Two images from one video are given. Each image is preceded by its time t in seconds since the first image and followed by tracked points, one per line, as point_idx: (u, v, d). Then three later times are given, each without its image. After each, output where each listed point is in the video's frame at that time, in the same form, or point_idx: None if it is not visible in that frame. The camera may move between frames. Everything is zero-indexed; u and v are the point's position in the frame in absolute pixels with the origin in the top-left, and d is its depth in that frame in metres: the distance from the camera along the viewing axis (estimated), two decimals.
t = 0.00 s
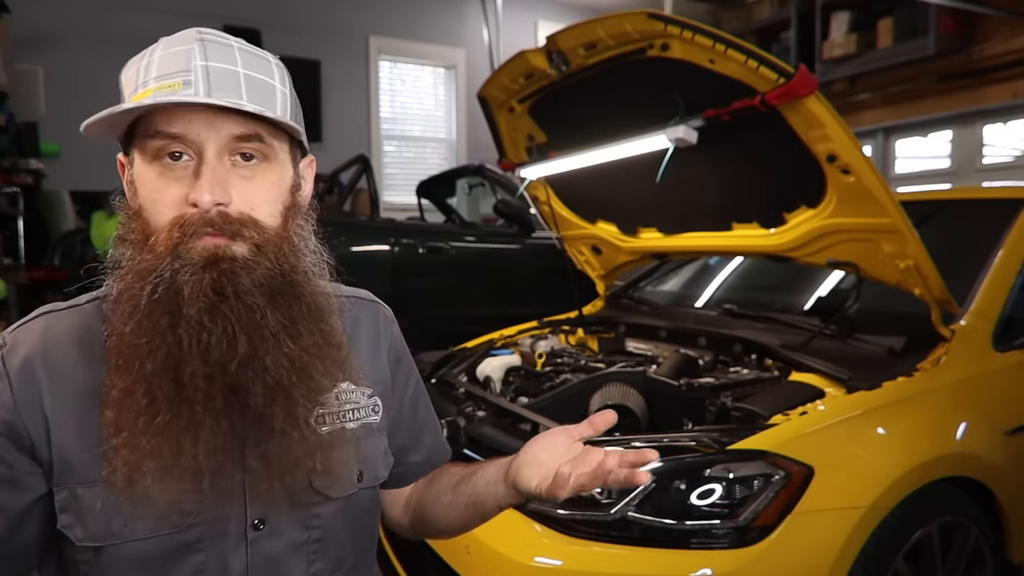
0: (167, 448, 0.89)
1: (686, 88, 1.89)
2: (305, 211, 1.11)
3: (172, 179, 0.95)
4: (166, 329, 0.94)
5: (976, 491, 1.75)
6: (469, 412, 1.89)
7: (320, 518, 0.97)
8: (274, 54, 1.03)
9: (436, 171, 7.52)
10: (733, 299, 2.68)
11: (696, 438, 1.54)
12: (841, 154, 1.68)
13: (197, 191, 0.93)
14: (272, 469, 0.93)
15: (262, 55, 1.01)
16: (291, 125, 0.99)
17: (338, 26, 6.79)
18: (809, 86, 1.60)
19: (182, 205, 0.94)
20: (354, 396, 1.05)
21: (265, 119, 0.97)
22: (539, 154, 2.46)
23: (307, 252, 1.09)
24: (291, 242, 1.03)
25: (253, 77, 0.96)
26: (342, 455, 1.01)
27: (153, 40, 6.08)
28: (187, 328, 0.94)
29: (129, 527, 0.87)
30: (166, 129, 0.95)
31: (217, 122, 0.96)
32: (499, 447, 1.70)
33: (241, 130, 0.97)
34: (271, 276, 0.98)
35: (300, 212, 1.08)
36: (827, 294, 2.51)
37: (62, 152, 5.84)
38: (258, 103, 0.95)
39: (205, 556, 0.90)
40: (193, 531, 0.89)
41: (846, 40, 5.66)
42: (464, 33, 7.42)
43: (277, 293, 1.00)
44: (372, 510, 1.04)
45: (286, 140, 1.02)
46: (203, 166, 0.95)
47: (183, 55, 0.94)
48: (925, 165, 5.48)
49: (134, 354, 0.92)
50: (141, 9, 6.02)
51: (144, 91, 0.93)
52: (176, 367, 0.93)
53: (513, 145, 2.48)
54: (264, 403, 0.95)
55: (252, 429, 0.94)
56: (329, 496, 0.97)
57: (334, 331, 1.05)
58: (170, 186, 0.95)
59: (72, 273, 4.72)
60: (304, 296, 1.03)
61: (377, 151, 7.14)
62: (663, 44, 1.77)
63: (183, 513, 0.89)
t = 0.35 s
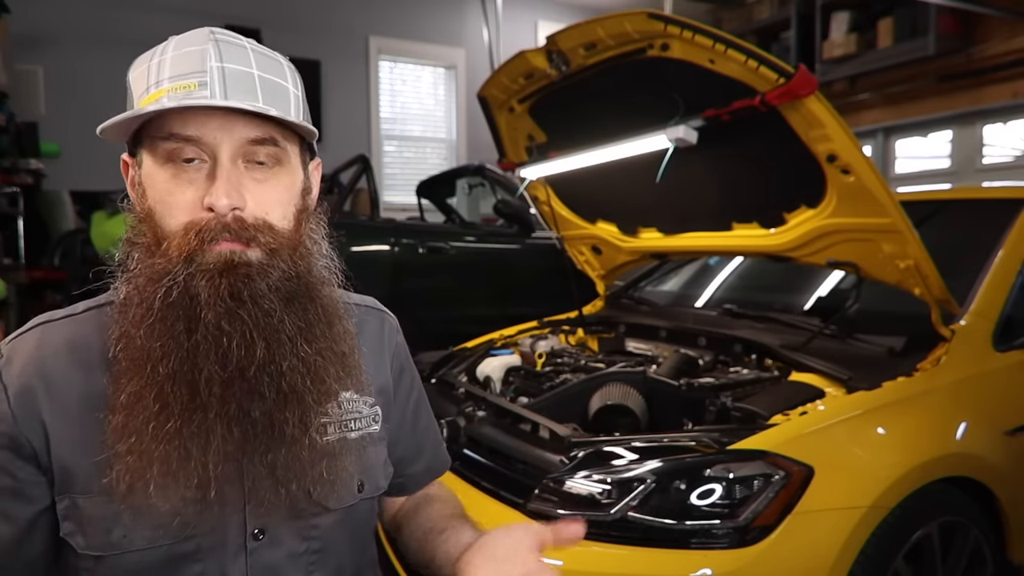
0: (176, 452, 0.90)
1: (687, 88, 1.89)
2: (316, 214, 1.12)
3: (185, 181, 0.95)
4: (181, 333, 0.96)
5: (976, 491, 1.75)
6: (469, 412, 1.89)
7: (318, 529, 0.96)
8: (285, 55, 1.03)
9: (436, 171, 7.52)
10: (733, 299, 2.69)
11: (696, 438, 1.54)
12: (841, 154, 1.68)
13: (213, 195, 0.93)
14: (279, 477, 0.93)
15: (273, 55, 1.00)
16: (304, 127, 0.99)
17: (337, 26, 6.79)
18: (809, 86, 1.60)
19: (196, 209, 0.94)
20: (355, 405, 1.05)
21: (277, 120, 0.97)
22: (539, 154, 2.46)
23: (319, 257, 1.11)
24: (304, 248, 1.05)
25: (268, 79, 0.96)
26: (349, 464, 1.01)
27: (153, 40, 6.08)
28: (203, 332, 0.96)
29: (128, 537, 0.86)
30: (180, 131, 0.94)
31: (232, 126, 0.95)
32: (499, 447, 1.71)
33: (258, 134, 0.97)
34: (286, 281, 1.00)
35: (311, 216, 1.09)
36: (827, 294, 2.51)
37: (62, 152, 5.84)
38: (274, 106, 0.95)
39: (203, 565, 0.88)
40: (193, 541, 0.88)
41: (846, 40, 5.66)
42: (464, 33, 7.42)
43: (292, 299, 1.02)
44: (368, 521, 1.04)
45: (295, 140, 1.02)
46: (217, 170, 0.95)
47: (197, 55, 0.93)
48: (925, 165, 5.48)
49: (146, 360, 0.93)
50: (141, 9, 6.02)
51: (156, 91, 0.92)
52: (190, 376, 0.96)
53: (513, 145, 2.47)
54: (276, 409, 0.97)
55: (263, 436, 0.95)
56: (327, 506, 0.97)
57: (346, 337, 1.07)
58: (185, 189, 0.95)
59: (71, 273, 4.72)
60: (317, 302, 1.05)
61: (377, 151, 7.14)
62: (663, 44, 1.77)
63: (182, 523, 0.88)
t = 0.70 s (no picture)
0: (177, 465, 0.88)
1: (687, 89, 1.89)
2: (309, 220, 1.12)
3: (176, 183, 0.94)
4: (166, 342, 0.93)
5: (976, 491, 1.75)
6: (468, 412, 1.89)
7: (342, 518, 1.04)
8: (292, 57, 1.02)
9: (436, 171, 7.52)
10: (733, 299, 2.69)
11: (696, 438, 1.54)
12: (841, 154, 1.68)
13: (200, 202, 0.93)
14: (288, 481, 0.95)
15: (278, 58, 1.00)
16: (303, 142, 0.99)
17: (337, 26, 6.79)
18: (809, 86, 1.60)
19: (183, 213, 0.94)
20: (355, 398, 1.13)
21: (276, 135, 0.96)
22: (540, 154, 2.46)
23: (308, 263, 1.11)
24: (294, 258, 1.04)
25: (268, 84, 0.96)
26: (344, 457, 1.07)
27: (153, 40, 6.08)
28: (189, 343, 0.94)
29: (166, 546, 0.88)
30: (172, 134, 0.93)
31: (226, 131, 0.94)
32: (500, 447, 1.70)
33: (249, 141, 0.95)
34: (271, 294, 0.99)
35: (304, 224, 1.09)
36: (827, 294, 2.51)
37: (62, 152, 5.84)
38: (270, 116, 0.95)
39: (235, 562, 0.92)
40: (221, 543, 0.91)
41: (846, 40, 5.66)
42: (464, 33, 7.42)
43: (278, 310, 1.01)
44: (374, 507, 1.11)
45: (294, 153, 1.01)
46: (208, 174, 0.94)
47: (197, 56, 0.93)
48: (925, 165, 5.48)
49: (129, 369, 0.87)
50: (141, 9, 6.02)
51: (151, 90, 0.92)
52: (178, 385, 0.92)
53: (513, 145, 2.47)
54: (271, 417, 0.97)
55: (261, 442, 0.95)
56: (346, 494, 1.05)
57: (334, 346, 1.09)
58: (174, 192, 0.94)
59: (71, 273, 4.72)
60: (305, 310, 1.05)
61: (377, 151, 7.14)
62: (663, 44, 1.77)
63: (213, 528, 0.91)
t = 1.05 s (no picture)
0: (189, 462, 0.88)
1: (687, 89, 1.89)
2: (320, 215, 1.13)
3: (189, 169, 0.95)
4: (183, 335, 0.94)
5: (976, 491, 1.75)
6: (468, 412, 1.89)
7: (343, 526, 1.00)
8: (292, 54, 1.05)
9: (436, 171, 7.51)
10: (733, 299, 2.68)
11: (696, 438, 1.54)
12: (841, 154, 1.68)
13: (217, 184, 0.93)
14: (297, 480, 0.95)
15: (279, 52, 1.02)
16: (308, 105, 1.00)
17: (337, 26, 6.79)
18: (809, 86, 1.60)
19: (198, 201, 0.94)
20: (362, 405, 1.09)
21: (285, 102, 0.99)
22: (539, 154, 2.46)
23: (322, 260, 1.11)
24: (307, 252, 1.04)
25: (272, 68, 0.97)
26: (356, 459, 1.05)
27: (153, 40, 6.08)
28: (206, 335, 0.94)
29: (168, 552, 0.87)
30: (183, 119, 0.95)
31: (237, 114, 0.96)
32: (500, 447, 1.70)
33: (261, 124, 0.98)
34: (288, 283, 1.00)
35: (315, 218, 1.10)
36: (827, 295, 2.51)
37: (62, 152, 5.84)
38: (280, 86, 0.96)
39: (237, 568, 0.90)
40: (228, 545, 0.90)
41: (846, 40, 5.66)
42: (464, 33, 7.42)
43: (296, 300, 1.03)
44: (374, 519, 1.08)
45: (300, 134, 1.04)
46: (221, 159, 0.95)
47: (201, 46, 0.94)
48: (925, 165, 5.49)
49: (147, 364, 0.89)
50: (141, 9, 6.02)
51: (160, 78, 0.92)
52: (194, 381, 0.93)
53: (513, 145, 2.47)
54: (284, 413, 0.96)
55: (274, 437, 0.95)
56: (350, 503, 1.01)
57: (348, 343, 1.08)
58: (189, 176, 0.94)
59: (71, 273, 4.72)
60: (319, 306, 1.05)
61: (377, 151, 7.14)
62: (663, 44, 1.77)
63: (219, 531, 0.90)
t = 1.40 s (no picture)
0: (179, 467, 0.88)
1: (687, 89, 1.89)
2: (314, 218, 1.12)
3: (184, 180, 0.94)
4: (173, 344, 0.94)
5: (977, 491, 1.75)
6: (469, 412, 1.89)
7: (342, 521, 1.02)
8: (293, 56, 1.02)
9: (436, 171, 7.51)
10: (733, 299, 2.68)
11: (696, 438, 1.54)
12: (841, 154, 1.68)
13: (210, 200, 0.92)
14: (290, 481, 0.95)
15: (279, 55, 1.00)
16: (308, 132, 0.99)
17: (337, 26, 6.79)
18: (809, 86, 1.60)
19: (190, 212, 0.93)
20: (361, 401, 1.10)
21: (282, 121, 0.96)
22: (539, 154, 2.46)
23: (314, 265, 1.11)
24: (300, 256, 1.04)
25: (272, 79, 0.96)
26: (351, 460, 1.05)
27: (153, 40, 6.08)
28: (196, 344, 0.95)
29: (164, 551, 0.87)
30: (179, 130, 0.93)
31: (232, 126, 0.94)
32: (499, 447, 1.70)
33: (259, 137, 0.96)
34: (280, 292, 1.00)
35: (308, 221, 1.09)
36: (827, 295, 2.51)
37: (62, 152, 5.84)
38: (278, 105, 0.95)
39: (235, 565, 0.91)
40: (224, 544, 0.90)
41: (846, 41, 5.66)
42: (464, 33, 7.42)
43: (286, 310, 1.02)
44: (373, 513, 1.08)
45: (297, 146, 1.02)
46: (215, 171, 0.94)
47: (200, 53, 0.93)
48: (925, 165, 5.49)
49: (137, 370, 0.89)
50: (141, 9, 6.02)
51: (157, 87, 0.92)
52: (185, 387, 0.94)
53: (513, 145, 2.47)
54: (273, 419, 0.97)
55: (264, 445, 0.96)
56: (347, 499, 1.03)
57: (340, 347, 1.08)
58: (180, 187, 0.94)
59: (71, 273, 4.72)
60: (310, 310, 1.05)
61: (377, 151, 7.14)
62: (663, 44, 1.77)
63: (219, 529, 0.90)
